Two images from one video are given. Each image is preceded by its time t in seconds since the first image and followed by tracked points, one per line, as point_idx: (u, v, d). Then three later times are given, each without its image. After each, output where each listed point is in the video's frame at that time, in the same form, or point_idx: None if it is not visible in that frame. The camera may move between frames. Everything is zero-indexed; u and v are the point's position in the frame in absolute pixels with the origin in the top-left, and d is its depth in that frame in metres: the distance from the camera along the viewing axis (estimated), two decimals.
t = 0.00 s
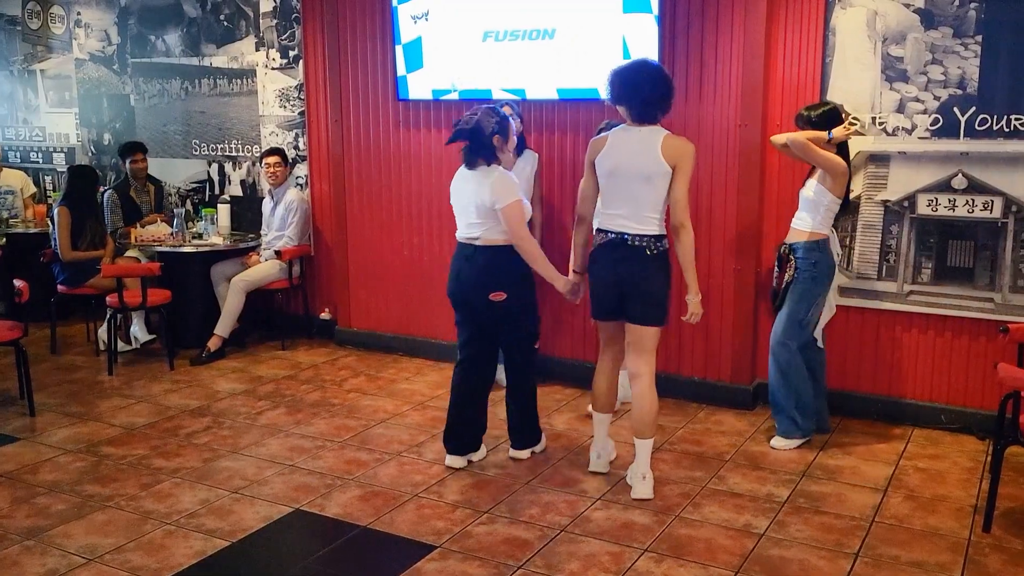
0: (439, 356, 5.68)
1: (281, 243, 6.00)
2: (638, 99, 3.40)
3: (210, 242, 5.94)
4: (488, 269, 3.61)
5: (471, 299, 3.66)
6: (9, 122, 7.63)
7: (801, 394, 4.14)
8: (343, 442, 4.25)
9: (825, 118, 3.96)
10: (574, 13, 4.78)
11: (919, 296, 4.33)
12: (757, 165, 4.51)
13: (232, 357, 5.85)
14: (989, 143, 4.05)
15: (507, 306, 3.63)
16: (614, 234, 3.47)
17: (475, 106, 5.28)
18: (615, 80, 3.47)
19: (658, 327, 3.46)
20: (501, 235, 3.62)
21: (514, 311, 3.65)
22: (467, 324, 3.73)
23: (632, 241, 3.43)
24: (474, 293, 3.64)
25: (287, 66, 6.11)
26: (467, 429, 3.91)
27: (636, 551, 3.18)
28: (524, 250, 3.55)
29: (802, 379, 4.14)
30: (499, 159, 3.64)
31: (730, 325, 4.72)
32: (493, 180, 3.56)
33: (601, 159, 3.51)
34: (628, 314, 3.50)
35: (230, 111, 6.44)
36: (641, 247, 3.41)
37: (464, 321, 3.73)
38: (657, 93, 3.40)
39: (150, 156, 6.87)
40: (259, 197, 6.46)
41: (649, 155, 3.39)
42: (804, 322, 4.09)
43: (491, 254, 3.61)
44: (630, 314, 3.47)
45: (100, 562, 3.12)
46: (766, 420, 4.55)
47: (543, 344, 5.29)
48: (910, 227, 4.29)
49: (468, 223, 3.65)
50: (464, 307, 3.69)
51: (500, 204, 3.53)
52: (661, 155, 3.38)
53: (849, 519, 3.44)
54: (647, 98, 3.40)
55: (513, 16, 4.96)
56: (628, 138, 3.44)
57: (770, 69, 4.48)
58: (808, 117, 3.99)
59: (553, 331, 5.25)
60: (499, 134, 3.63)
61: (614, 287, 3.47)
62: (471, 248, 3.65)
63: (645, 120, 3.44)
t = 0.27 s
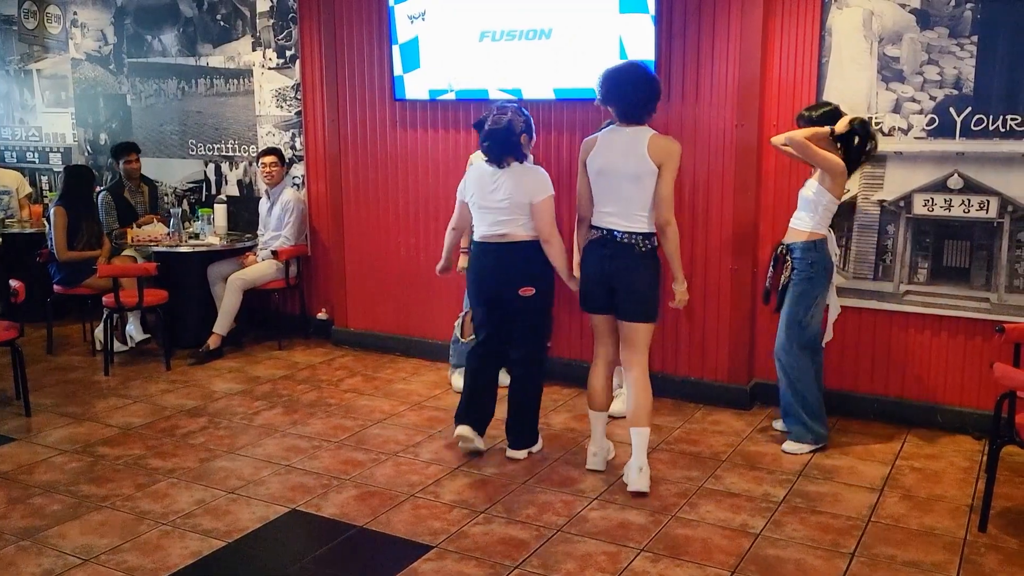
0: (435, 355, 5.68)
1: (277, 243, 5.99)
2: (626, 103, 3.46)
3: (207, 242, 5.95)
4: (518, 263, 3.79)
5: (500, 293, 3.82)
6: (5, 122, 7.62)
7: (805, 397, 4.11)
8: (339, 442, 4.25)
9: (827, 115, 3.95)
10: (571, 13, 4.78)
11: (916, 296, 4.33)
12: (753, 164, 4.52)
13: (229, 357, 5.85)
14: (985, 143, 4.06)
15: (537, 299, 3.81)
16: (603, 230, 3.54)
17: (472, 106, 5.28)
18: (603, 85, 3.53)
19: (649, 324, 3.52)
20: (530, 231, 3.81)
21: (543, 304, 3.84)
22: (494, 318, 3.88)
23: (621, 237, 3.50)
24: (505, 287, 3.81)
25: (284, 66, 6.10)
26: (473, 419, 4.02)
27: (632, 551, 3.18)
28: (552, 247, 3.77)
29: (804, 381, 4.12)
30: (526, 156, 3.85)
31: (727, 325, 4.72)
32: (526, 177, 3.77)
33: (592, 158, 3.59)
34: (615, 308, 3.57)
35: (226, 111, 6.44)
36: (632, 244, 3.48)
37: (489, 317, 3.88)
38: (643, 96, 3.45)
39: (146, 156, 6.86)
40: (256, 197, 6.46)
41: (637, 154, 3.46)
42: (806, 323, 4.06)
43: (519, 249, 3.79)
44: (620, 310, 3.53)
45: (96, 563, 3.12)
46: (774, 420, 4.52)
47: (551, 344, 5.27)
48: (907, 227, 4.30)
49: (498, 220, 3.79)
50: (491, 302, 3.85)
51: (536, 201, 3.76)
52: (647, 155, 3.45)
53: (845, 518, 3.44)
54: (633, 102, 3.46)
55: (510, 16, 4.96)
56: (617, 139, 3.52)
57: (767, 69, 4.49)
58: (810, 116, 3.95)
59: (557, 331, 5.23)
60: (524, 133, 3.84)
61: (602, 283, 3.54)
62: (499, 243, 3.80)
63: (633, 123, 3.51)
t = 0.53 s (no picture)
0: (432, 356, 5.68)
1: (274, 244, 5.98)
2: (624, 101, 3.59)
3: (203, 242, 5.99)
4: (520, 262, 3.82)
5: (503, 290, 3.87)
6: (2, 122, 7.61)
7: (807, 401, 4.12)
8: (336, 443, 4.25)
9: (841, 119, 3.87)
10: (568, 15, 4.78)
11: (912, 296, 4.34)
12: (749, 165, 4.53)
13: (225, 358, 5.85)
14: (982, 143, 4.06)
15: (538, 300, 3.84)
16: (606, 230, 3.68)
17: (469, 107, 5.28)
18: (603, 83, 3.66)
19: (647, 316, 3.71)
20: (540, 227, 3.86)
21: (543, 305, 3.86)
22: (496, 314, 3.94)
23: (629, 236, 3.65)
24: (507, 285, 3.85)
25: (281, 66, 6.10)
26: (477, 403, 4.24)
27: (629, 551, 3.19)
28: (563, 241, 3.86)
29: (806, 386, 4.11)
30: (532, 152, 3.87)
31: (723, 326, 4.72)
32: (534, 173, 3.81)
33: (591, 158, 3.72)
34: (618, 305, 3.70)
35: (223, 111, 6.44)
36: (637, 242, 3.64)
37: (492, 310, 3.94)
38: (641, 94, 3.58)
39: (143, 158, 6.86)
40: (252, 198, 6.45)
41: (637, 153, 3.60)
42: (810, 328, 4.04)
43: (531, 245, 3.83)
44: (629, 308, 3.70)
45: (92, 564, 3.11)
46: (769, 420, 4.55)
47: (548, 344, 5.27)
48: (903, 228, 4.31)
49: (507, 216, 3.82)
50: (494, 296, 3.90)
51: (548, 195, 3.81)
52: (647, 155, 3.59)
53: (842, 519, 3.44)
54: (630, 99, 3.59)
55: (506, 17, 4.97)
56: (616, 138, 3.65)
57: (763, 70, 4.49)
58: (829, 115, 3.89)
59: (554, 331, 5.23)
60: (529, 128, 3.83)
61: (606, 283, 3.67)
62: (509, 239, 3.83)
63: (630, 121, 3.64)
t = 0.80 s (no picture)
0: (431, 356, 5.67)
1: (272, 244, 5.98)
2: (649, 99, 3.62)
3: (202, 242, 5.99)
4: (516, 257, 3.85)
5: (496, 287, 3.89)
6: None
7: (808, 402, 4.11)
8: (335, 443, 4.25)
9: (847, 120, 3.87)
10: (567, 14, 4.78)
11: (910, 296, 4.34)
12: (748, 165, 4.52)
13: (224, 358, 5.84)
14: (980, 143, 4.06)
15: (530, 295, 3.86)
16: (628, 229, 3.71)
17: (468, 107, 5.28)
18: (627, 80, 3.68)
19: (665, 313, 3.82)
20: (534, 221, 3.91)
21: (536, 301, 3.88)
22: (491, 312, 3.96)
23: (650, 234, 3.70)
24: (501, 281, 3.87)
25: (279, 66, 6.10)
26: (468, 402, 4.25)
27: (628, 551, 3.19)
28: (559, 232, 3.94)
29: (808, 387, 4.11)
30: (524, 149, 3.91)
31: (722, 326, 4.73)
32: (528, 168, 3.87)
33: (611, 156, 3.72)
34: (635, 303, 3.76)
35: (221, 111, 6.43)
36: (660, 239, 3.71)
37: (486, 307, 3.96)
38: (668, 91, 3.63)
39: (141, 158, 6.86)
40: (251, 198, 6.45)
41: (663, 152, 3.65)
42: (811, 329, 4.03)
43: (526, 241, 3.87)
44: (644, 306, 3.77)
45: (91, 564, 3.11)
46: (769, 420, 4.55)
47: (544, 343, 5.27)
48: (901, 228, 4.31)
49: (501, 212, 3.87)
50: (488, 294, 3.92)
51: (540, 190, 3.86)
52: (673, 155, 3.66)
53: (840, 519, 3.45)
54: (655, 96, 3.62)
55: (505, 17, 4.96)
56: (638, 137, 3.68)
57: (762, 70, 4.49)
58: (840, 115, 3.87)
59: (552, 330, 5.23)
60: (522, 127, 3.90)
61: (631, 283, 3.72)
62: (503, 236, 3.87)
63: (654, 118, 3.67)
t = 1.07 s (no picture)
0: (430, 356, 5.67)
1: (272, 244, 5.98)
2: (671, 96, 3.66)
3: (201, 242, 5.98)
4: (493, 253, 3.87)
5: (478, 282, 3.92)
6: None
7: (810, 403, 4.10)
8: (334, 443, 4.24)
9: (847, 119, 3.86)
10: (566, 14, 4.78)
11: (910, 296, 4.34)
12: (748, 165, 4.52)
13: (224, 358, 5.84)
14: (981, 143, 4.06)
15: (507, 290, 3.87)
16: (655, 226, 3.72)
17: (468, 107, 5.28)
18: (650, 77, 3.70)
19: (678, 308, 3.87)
20: (509, 222, 3.89)
21: (514, 296, 3.88)
22: (474, 308, 4.00)
23: (673, 232, 3.75)
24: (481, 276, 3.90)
25: (278, 66, 6.09)
26: (468, 407, 4.22)
27: (628, 551, 3.19)
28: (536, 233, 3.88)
29: (811, 389, 4.10)
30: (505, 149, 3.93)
31: (722, 326, 4.73)
32: (505, 171, 3.86)
33: (635, 153, 3.72)
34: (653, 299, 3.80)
35: (221, 111, 6.43)
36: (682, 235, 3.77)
37: (467, 302, 4.01)
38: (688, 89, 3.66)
39: (141, 158, 6.86)
40: (250, 198, 6.45)
41: (689, 150, 3.69)
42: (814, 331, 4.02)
43: (501, 240, 3.88)
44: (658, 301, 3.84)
45: (91, 564, 3.11)
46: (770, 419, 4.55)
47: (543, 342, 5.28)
48: (901, 228, 4.31)
49: (478, 212, 3.89)
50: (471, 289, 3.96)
51: (513, 191, 3.83)
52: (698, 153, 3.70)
53: (840, 518, 3.45)
54: (678, 93, 3.65)
55: (504, 17, 4.96)
56: (662, 135, 3.70)
57: (761, 70, 4.49)
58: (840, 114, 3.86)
59: (551, 330, 5.24)
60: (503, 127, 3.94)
61: (653, 280, 3.77)
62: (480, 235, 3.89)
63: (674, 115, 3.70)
